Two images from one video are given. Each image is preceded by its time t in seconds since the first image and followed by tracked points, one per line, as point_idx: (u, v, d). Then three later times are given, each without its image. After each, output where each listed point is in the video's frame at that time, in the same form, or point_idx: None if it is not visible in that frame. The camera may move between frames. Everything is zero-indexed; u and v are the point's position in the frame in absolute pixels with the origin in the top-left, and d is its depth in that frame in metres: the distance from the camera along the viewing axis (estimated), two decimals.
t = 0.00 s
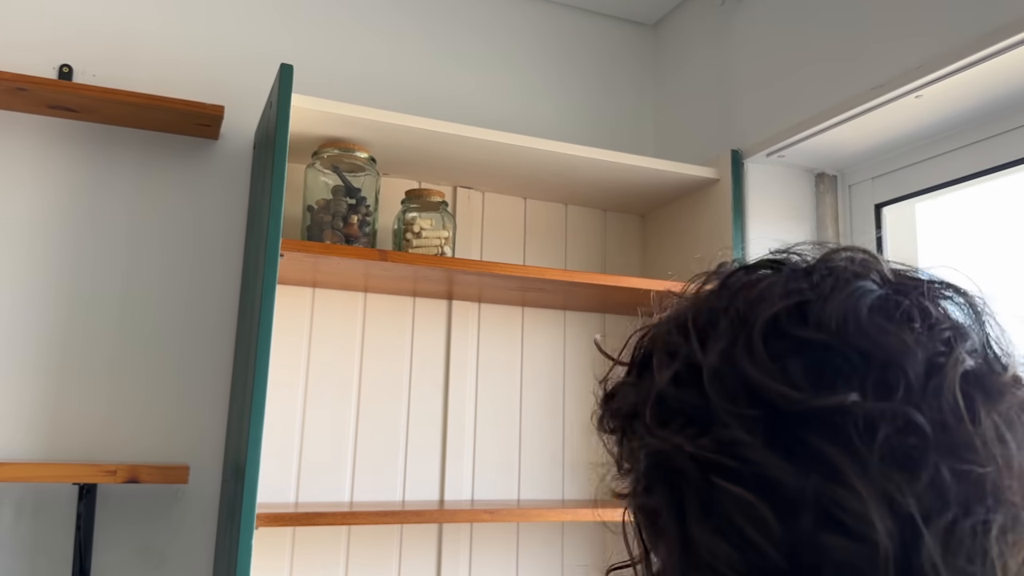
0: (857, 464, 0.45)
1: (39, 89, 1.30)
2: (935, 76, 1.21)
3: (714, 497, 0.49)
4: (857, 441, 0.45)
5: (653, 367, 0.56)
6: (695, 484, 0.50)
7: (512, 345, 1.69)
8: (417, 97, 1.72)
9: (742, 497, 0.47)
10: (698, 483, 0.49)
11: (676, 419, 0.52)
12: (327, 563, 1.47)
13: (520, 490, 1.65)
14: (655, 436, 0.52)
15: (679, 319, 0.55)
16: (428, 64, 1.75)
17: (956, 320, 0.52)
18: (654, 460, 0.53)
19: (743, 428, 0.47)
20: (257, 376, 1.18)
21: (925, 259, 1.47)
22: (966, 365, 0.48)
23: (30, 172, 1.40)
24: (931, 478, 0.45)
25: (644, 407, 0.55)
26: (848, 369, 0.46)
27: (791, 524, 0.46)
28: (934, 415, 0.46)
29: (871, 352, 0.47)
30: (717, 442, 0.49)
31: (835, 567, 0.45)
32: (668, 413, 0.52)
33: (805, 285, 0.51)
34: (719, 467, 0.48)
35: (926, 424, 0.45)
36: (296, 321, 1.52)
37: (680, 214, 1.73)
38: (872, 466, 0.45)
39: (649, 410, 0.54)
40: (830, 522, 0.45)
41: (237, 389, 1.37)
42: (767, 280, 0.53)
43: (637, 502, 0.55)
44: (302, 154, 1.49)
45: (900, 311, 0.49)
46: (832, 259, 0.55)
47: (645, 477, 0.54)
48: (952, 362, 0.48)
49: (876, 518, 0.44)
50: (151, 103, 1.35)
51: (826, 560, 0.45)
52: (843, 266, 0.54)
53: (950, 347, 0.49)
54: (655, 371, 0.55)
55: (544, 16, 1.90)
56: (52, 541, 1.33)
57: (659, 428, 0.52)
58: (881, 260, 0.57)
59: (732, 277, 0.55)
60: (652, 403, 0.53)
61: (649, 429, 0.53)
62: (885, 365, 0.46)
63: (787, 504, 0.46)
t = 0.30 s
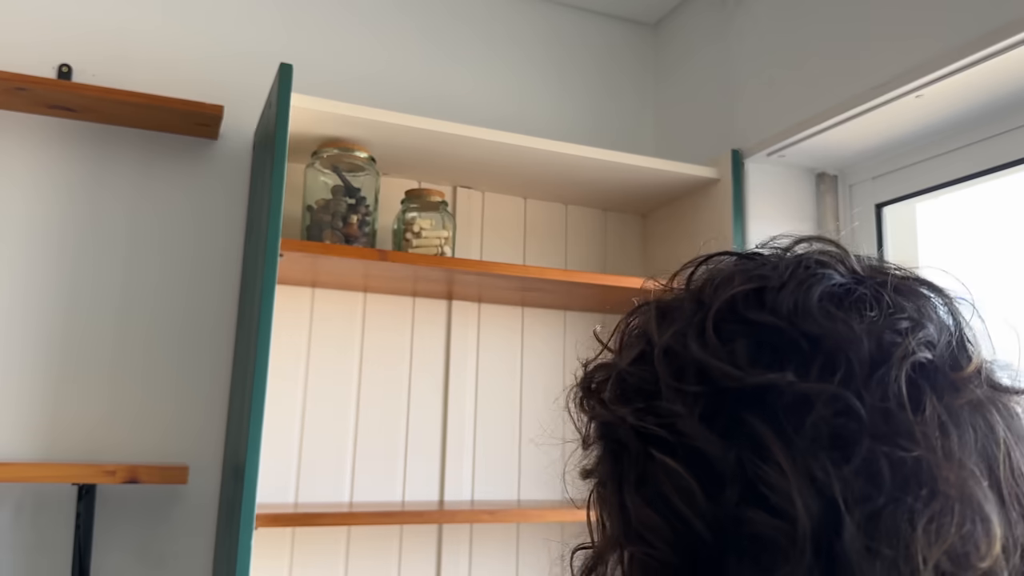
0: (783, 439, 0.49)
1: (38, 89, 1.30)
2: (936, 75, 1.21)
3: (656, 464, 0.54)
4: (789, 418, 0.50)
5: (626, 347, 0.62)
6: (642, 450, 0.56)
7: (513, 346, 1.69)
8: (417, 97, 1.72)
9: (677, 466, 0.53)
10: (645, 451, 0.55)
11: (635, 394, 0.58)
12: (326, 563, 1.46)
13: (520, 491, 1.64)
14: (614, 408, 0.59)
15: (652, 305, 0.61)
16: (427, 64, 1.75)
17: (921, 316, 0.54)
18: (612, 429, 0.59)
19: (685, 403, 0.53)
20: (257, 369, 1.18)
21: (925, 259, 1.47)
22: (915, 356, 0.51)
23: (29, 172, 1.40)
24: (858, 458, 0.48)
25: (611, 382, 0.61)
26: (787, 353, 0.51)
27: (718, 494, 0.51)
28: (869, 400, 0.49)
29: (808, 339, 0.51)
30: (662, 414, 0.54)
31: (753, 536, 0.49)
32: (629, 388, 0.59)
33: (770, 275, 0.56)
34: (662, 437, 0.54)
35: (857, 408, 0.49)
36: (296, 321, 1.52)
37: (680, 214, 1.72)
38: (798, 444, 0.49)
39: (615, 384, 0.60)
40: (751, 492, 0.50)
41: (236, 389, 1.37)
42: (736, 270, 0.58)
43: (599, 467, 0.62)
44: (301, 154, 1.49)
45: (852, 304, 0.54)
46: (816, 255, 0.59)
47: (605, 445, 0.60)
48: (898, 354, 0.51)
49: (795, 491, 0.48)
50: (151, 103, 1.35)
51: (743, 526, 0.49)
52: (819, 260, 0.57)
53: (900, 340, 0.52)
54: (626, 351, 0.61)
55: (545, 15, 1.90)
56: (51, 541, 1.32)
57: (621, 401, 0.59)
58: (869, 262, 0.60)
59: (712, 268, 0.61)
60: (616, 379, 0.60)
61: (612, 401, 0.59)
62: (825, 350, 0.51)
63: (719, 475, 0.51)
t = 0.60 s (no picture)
0: (790, 478, 0.51)
1: (36, 88, 1.29)
2: (938, 75, 1.20)
3: (672, 472, 0.56)
4: (801, 461, 0.51)
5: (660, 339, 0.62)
6: (660, 454, 0.57)
7: (513, 346, 1.68)
8: (416, 96, 1.72)
9: (690, 481, 0.54)
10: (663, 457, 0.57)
11: (662, 397, 0.58)
12: (325, 564, 1.46)
13: (520, 491, 1.64)
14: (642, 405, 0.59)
15: (695, 308, 0.61)
16: (427, 63, 1.74)
17: (941, 373, 0.55)
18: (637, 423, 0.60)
19: (707, 425, 0.54)
20: (257, 359, 1.17)
21: (927, 259, 1.46)
22: (928, 418, 0.52)
23: (27, 172, 1.39)
24: (854, 509, 0.50)
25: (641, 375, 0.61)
26: (814, 398, 0.52)
27: (720, 512, 0.53)
28: (874, 456, 0.51)
29: (834, 386, 0.52)
30: (686, 427, 0.55)
31: (745, 559, 0.51)
32: (657, 388, 0.59)
33: (812, 310, 0.55)
34: (682, 449, 0.55)
35: (863, 464, 0.50)
36: (295, 321, 1.51)
37: (681, 214, 1.72)
38: (802, 486, 0.50)
39: (645, 378, 0.60)
40: (750, 519, 0.52)
41: (235, 390, 1.37)
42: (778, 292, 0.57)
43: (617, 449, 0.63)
44: (300, 153, 1.49)
45: (880, 357, 0.54)
46: (860, 292, 0.58)
47: (626, 432, 0.61)
48: (914, 417, 0.52)
49: (794, 527, 0.50)
50: (150, 103, 1.35)
51: (737, 547, 0.52)
52: (863, 301, 0.57)
53: (918, 402, 0.53)
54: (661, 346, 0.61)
55: (545, 15, 1.89)
56: (49, 541, 1.32)
57: (648, 399, 0.59)
58: (909, 304, 0.60)
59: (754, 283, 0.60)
60: (647, 373, 0.60)
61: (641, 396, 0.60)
62: (846, 400, 0.52)
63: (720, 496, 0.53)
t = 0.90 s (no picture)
0: (934, 489, 0.52)
1: (38, 89, 1.30)
2: (936, 76, 1.21)
3: (818, 485, 0.54)
4: (944, 476, 0.52)
5: (787, 350, 0.58)
6: (802, 467, 0.55)
7: (512, 346, 1.69)
8: (417, 97, 1.72)
9: (841, 494, 0.53)
10: (807, 470, 0.54)
11: (802, 409, 0.56)
12: (326, 562, 1.47)
13: (520, 490, 1.65)
14: (780, 418, 0.56)
15: (818, 321, 0.58)
16: (428, 64, 1.75)
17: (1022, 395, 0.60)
18: (770, 435, 0.57)
19: (861, 439, 0.53)
20: (257, 374, 1.18)
21: (926, 258, 1.47)
22: None
23: (29, 172, 1.40)
24: (980, 518, 0.53)
25: (771, 386, 0.58)
26: (953, 418, 0.53)
27: (869, 521, 0.52)
28: (995, 470, 0.54)
29: (966, 410, 0.54)
30: (835, 439, 0.54)
31: (897, 563, 0.51)
32: (795, 400, 0.56)
33: (935, 338, 0.56)
34: (830, 462, 0.53)
35: (988, 479, 0.53)
36: (297, 320, 1.52)
37: (680, 214, 1.72)
38: (945, 496, 0.52)
39: (778, 390, 0.57)
40: (899, 528, 0.52)
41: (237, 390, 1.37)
42: (899, 318, 0.58)
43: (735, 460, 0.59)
44: (301, 154, 1.49)
45: (994, 383, 0.57)
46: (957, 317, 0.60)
47: (754, 443, 0.58)
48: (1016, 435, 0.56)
49: (938, 533, 0.51)
50: (152, 104, 1.35)
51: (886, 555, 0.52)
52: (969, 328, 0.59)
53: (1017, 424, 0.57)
54: (791, 357, 0.58)
55: (545, 15, 1.90)
56: (52, 540, 1.33)
57: (783, 410, 0.56)
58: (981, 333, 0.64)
59: (866, 303, 0.60)
60: (778, 384, 0.57)
61: (778, 408, 0.56)
62: (975, 422, 0.54)
63: (867, 505, 0.52)
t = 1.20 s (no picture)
0: None
1: (40, 90, 1.31)
2: (935, 76, 1.22)
3: (977, 487, 0.55)
4: None
5: (926, 361, 0.60)
6: (961, 474, 0.56)
7: (512, 346, 1.70)
8: (417, 98, 1.73)
9: (1000, 494, 0.55)
10: (965, 472, 0.56)
11: (954, 415, 0.57)
12: (327, 561, 1.48)
13: (520, 489, 1.66)
14: (939, 424, 0.57)
15: (946, 337, 0.61)
16: (428, 65, 1.76)
17: None
18: (920, 441, 0.58)
19: (1011, 443, 0.56)
20: (256, 394, 1.18)
21: (923, 258, 1.48)
22: None
23: (31, 173, 1.41)
24: None
25: (916, 393, 0.59)
26: None
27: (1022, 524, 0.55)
28: None
29: None
30: (991, 442, 0.56)
31: None
32: (944, 407, 0.58)
33: None
34: (988, 463, 0.56)
35: None
36: (298, 320, 1.53)
37: (680, 214, 1.73)
38: None
39: (928, 398, 0.58)
40: None
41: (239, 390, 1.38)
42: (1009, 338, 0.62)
43: (876, 467, 0.59)
44: (302, 154, 1.50)
45: None
46: None
47: (903, 451, 0.58)
48: None
49: None
50: (154, 104, 1.36)
51: None
52: None
53: None
54: (932, 367, 0.60)
55: (544, 16, 1.91)
56: (54, 539, 1.34)
57: (936, 418, 0.57)
58: None
59: (974, 324, 0.63)
60: (927, 394, 0.58)
61: (930, 414, 0.58)
62: None
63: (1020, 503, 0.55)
